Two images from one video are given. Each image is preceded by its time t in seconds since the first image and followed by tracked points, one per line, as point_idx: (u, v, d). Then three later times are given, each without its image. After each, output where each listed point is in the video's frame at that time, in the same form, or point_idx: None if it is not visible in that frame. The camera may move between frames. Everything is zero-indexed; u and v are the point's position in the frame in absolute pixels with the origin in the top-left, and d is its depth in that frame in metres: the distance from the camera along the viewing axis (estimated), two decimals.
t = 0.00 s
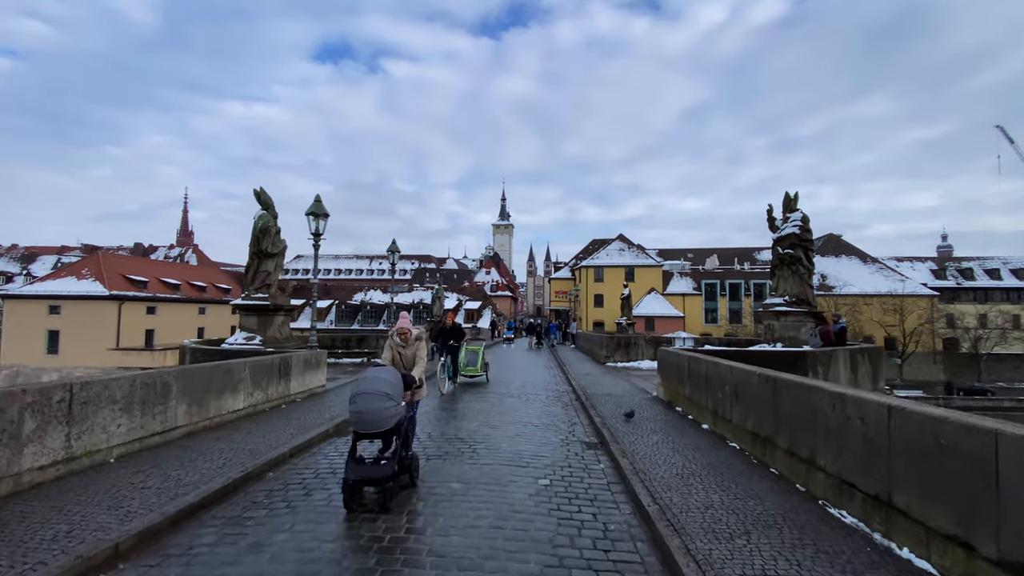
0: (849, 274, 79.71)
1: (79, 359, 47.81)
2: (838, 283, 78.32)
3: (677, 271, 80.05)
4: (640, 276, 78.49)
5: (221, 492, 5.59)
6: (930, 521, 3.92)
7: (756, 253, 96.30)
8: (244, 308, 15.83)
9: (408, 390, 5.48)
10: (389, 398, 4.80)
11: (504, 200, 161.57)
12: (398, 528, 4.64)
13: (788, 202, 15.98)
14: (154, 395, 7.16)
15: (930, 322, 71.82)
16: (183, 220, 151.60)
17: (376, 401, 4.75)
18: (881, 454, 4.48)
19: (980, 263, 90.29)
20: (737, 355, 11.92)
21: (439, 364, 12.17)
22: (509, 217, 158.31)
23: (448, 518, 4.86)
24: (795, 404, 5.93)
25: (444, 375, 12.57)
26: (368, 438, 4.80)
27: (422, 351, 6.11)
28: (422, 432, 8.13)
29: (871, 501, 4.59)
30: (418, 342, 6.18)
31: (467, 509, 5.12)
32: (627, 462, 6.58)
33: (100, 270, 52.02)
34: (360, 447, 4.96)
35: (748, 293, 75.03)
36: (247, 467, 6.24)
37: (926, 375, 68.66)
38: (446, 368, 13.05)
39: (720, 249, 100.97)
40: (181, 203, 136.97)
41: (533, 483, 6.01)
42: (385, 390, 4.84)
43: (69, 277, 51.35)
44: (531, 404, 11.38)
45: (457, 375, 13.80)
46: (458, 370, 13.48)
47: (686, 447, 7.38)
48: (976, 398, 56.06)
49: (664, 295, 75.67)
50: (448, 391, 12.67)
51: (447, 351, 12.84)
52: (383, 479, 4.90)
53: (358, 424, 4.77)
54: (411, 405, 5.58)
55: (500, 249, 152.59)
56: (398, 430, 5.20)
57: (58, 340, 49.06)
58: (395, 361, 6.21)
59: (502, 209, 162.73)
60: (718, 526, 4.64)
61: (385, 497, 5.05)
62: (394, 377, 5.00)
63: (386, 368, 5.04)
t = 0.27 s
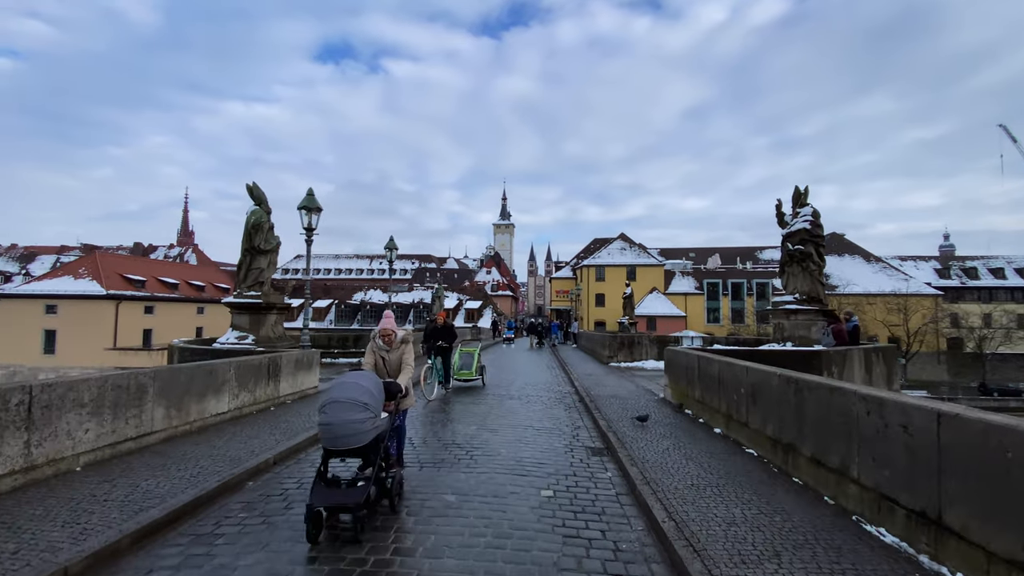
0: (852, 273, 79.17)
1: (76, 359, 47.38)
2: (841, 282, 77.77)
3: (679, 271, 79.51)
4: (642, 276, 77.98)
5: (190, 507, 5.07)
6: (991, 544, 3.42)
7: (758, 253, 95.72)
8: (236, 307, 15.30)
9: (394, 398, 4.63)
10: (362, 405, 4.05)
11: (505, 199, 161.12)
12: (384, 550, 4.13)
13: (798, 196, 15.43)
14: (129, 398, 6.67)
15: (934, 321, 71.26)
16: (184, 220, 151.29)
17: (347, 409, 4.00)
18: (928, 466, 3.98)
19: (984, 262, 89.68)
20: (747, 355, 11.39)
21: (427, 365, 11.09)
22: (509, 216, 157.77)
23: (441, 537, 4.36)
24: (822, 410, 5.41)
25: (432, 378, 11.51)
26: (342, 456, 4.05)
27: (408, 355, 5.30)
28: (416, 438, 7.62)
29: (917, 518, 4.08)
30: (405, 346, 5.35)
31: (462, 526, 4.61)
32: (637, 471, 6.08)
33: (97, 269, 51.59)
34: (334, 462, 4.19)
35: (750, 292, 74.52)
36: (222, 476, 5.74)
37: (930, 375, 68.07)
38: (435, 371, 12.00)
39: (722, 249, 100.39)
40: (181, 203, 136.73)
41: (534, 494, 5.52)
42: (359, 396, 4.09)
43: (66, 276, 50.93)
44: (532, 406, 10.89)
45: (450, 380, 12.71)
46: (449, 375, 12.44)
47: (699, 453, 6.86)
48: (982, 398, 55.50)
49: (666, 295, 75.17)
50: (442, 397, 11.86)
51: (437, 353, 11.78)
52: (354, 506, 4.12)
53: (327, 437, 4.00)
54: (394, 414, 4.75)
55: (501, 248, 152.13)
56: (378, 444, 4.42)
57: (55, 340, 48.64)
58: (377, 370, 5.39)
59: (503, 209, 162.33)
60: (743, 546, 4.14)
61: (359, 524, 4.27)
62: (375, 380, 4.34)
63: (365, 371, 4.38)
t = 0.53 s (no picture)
0: (855, 273, 78.54)
1: (73, 359, 46.91)
2: (844, 282, 77.13)
3: (681, 271, 78.91)
4: (644, 275, 77.41)
5: (154, 531, 4.57)
6: None
7: (760, 252, 95.13)
8: (227, 308, 14.80)
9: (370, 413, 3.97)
10: (322, 431, 3.37)
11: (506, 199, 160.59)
12: None
13: (809, 193, 14.87)
14: (99, 406, 6.17)
15: (939, 321, 70.60)
16: (184, 220, 150.82)
17: (306, 435, 3.33)
18: (986, 493, 3.49)
19: (988, 262, 88.98)
20: (759, 359, 10.85)
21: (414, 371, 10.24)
22: (510, 215, 157.17)
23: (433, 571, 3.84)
24: (857, 424, 4.88)
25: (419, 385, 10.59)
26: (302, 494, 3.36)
27: (387, 362, 4.62)
28: (409, 450, 7.11)
29: (973, 552, 3.57)
30: (382, 350, 4.72)
31: (456, 556, 4.09)
32: (649, 489, 5.56)
33: (94, 269, 51.10)
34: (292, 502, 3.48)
35: (753, 292, 73.91)
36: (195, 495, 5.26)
37: (935, 376, 67.43)
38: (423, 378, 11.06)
39: (724, 248, 99.82)
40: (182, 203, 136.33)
41: (536, 515, 5.01)
42: (320, 419, 3.41)
43: (63, 276, 50.46)
44: (534, 412, 10.37)
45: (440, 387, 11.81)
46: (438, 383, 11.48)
47: (715, 467, 6.35)
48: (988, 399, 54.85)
49: (668, 295, 74.59)
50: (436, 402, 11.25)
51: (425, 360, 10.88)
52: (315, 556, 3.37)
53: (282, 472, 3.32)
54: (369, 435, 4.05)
55: (502, 248, 151.56)
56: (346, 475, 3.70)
57: (51, 340, 48.16)
58: (353, 380, 4.75)
59: (504, 209, 161.81)
60: None
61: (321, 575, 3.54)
62: (343, 401, 3.68)
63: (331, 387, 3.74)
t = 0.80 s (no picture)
0: (858, 271, 77.88)
1: (69, 360, 46.45)
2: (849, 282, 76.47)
3: (683, 270, 78.37)
4: (645, 275, 76.91)
5: (116, 550, 4.10)
6: None
7: (762, 252, 94.56)
8: (219, 306, 14.31)
9: (339, 428, 3.43)
10: (266, 456, 2.80)
11: (507, 198, 159.95)
12: None
13: (821, 187, 14.40)
14: (67, 411, 5.70)
15: (943, 321, 69.98)
16: (184, 219, 150.32)
17: (245, 460, 2.77)
18: None
19: (993, 261, 88.30)
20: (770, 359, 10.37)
21: (399, 377, 8.95)
22: (511, 215, 156.52)
23: None
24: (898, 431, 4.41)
25: (403, 392, 9.22)
26: (242, 543, 2.77)
27: (362, 368, 3.89)
28: (403, 457, 6.62)
29: None
30: (357, 354, 3.93)
31: None
32: (664, 501, 5.07)
33: (91, 269, 50.64)
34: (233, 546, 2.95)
35: (755, 292, 73.39)
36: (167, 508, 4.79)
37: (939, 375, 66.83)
38: (409, 384, 9.68)
39: (726, 247, 99.25)
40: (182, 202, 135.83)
41: (540, 532, 4.50)
42: (266, 440, 2.86)
43: (60, 276, 50.01)
44: (535, 414, 9.87)
45: (430, 393, 10.39)
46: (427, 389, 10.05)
47: (734, 475, 5.86)
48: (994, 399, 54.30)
49: (670, 294, 74.06)
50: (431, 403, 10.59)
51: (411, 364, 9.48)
52: None
53: (213, 516, 2.73)
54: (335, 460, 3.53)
55: (503, 247, 151.09)
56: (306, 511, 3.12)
57: (48, 341, 47.73)
58: (322, 388, 4.02)
59: (505, 208, 161.27)
60: None
61: None
62: (300, 417, 3.15)
63: (287, 398, 3.24)
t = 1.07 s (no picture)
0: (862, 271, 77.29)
1: (65, 360, 46.00)
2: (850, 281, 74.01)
3: (685, 269, 77.87)
4: (647, 275, 76.42)
5: None
6: None
7: (764, 251, 94.04)
8: (209, 307, 13.81)
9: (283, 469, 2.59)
10: (155, 524, 2.00)
11: (508, 198, 159.53)
12: None
13: (834, 183, 13.86)
14: (25, 423, 5.19)
15: (947, 321, 69.42)
16: (185, 219, 150.21)
17: (120, 530, 1.95)
18: None
19: (997, 260, 87.73)
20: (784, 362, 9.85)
21: (381, 386, 8.03)
22: (511, 214, 156.11)
23: None
24: (953, 447, 3.88)
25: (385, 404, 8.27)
26: None
27: (326, 387, 3.22)
28: (394, 471, 6.12)
29: None
30: (323, 368, 3.27)
31: None
32: (681, 524, 4.56)
33: (88, 268, 50.23)
34: None
35: (757, 292, 72.78)
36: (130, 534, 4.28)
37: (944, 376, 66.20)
38: (391, 394, 8.71)
39: (728, 247, 98.72)
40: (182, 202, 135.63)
41: (546, 560, 4.01)
42: (155, 500, 2.04)
43: (57, 275, 49.58)
44: (536, 421, 9.37)
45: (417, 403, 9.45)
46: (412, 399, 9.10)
47: (758, 494, 5.32)
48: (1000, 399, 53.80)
49: (672, 294, 73.55)
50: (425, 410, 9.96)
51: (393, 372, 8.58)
52: None
53: None
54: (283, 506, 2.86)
55: (504, 247, 150.66)
56: None
57: (44, 341, 47.29)
58: (280, 410, 3.31)
59: (505, 208, 160.84)
60: None
61: None
62: (222, 460, 2.33)
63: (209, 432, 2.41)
